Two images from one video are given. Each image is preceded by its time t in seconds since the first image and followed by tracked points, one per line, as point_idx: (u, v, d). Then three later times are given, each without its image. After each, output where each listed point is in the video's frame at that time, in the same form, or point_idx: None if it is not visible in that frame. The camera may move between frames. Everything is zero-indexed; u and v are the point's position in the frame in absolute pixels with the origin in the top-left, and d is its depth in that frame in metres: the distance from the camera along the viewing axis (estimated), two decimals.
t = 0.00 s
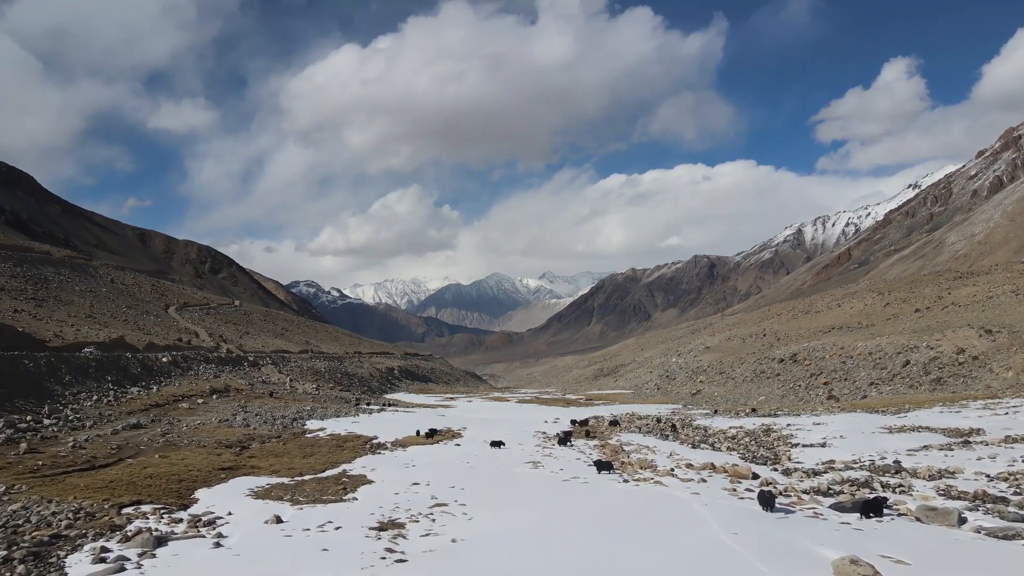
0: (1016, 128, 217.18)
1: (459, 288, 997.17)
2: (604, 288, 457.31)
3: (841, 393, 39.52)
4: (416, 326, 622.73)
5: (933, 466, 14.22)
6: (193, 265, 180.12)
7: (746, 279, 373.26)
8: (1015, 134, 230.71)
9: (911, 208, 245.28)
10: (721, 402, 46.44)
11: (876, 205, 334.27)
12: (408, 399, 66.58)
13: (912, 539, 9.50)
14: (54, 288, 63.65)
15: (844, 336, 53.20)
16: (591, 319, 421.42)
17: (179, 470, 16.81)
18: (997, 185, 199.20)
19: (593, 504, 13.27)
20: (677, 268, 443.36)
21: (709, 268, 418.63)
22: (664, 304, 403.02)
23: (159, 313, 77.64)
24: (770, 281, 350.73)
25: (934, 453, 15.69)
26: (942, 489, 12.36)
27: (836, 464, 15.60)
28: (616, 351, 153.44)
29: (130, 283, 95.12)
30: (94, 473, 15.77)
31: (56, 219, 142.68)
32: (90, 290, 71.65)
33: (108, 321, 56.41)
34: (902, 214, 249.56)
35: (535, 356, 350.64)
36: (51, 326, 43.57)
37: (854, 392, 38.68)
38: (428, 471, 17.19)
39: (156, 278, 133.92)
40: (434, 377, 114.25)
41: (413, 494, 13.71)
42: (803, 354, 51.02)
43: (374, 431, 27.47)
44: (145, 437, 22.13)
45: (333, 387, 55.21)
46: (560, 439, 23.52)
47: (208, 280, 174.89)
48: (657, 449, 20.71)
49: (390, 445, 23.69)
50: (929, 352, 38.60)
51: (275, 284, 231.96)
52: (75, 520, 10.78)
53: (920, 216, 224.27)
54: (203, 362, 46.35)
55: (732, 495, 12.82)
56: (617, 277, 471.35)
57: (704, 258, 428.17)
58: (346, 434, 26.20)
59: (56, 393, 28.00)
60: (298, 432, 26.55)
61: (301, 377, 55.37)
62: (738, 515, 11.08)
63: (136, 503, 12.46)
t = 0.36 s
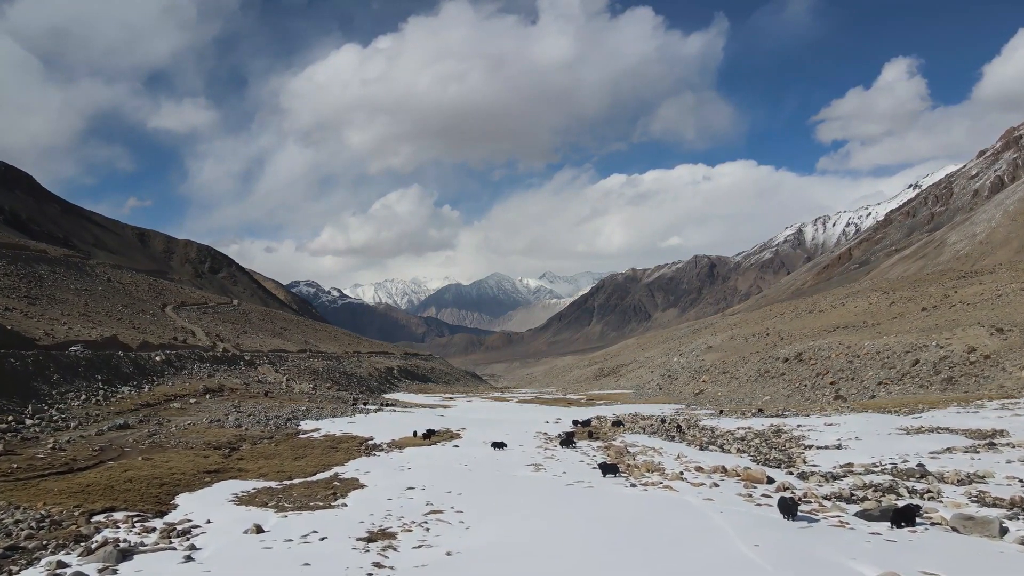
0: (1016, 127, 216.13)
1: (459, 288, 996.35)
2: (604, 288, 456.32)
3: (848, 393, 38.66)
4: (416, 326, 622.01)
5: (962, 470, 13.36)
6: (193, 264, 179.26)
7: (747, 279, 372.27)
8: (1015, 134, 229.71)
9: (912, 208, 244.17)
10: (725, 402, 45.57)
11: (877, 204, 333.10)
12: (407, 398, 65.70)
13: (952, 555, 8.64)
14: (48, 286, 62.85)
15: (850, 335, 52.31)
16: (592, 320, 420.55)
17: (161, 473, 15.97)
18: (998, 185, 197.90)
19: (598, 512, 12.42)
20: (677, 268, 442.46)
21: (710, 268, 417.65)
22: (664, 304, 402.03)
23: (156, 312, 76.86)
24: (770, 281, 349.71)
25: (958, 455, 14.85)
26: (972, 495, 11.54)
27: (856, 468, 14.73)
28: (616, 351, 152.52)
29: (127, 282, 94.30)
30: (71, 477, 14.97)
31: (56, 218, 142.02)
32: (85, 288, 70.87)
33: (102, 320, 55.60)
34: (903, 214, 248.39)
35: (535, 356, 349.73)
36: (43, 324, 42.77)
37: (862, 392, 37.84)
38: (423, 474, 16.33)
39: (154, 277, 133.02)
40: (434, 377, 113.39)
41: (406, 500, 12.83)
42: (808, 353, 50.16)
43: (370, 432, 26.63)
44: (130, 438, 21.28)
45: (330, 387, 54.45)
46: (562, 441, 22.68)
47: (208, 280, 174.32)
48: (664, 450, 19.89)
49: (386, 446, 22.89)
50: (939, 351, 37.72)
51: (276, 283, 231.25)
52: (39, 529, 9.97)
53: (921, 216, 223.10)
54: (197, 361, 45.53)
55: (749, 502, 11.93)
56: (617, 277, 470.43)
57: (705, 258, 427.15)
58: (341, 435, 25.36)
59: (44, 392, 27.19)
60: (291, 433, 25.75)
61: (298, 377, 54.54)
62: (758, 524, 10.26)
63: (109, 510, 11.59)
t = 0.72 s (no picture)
0: (1017, 127, 214.99)
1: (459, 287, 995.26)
2: (604, 287, 455.20)
3: (856, 393, 37.79)
4: (416, 326, 621.07)
5: (994, 475, 12.48)
6: (192, 264, 178.03)
7: (747, 279, 371.14)
8: (1016, 133, 228.62)
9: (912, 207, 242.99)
10: (729, 402, 44.68)
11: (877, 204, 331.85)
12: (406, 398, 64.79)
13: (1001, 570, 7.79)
14: (42, 284, 62.02)
15: (856, 334, 51.41)
16: (592, 320, 419.61)
17: (142, 476, 15.10)
18: (999, 185, 196.60)
19: (605, 521, 11.54)
20: (677, 268, 441.41)
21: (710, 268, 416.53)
22: (665, 304, 400.97)
23: (153, 310, 75.98)
24: (771, 281, 348.48)
25: (986, 458, 13.98)
26: (1011, 502, 10.65)
27: (878, 471, 13.88)
28: (617, 350, 151.62)
29: (124, 281, 93.48)
30: (45, 480, 14.13)
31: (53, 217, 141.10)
32: (80, 286, 70.01)
33: (96, 318, 54.77)
34: (904, 213, 247.19)
35: (535, 356, 348.74)
36: (33, 322, 41.90)
37: (870, 391, 36.98)
38: (419, 479, 15.41)
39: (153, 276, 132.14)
40: (434, 377, 112.44)
41: (400, 507, 11.94)
42: (814, 352, 49.28)
43: (366, 432, 25.73)
44: (115, 438, 20.42)
45: (328, 386, 53.60)
46: (564, 442, 21.81)
47: (208, 280, 173.45)
48: (671, 452, 19.02)
49: (381, 447, 22.03)
50: (948, 350, 36.84)
51: (275, 283, 230.40)
52: None
53: (922, 216, 221.84)
54: (192, 360, 44.66)
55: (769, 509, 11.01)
56: (617, 277, 469.36)
57: (705, 258, 426.08)
58: (335, 436, 24.43)
59: (28, 391, 26.33)
60: (284, 433, 24.90)
61: (295, 376, 53.70)
62: (781, 535, 9.41)
63: (77, 519, 10.75)
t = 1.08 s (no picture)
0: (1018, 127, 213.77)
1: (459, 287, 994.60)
2: (605, 288, 454.19)
3: (864, 392, 36.96)
4: (416, 326, 620.09)
5: None
6: (192, 263, 177.25)
7: (747, 278, 369.91)
8: (1017, 133, 227.44)
9: (913, 207, 241.85)
10: (734, 402, 43.84)
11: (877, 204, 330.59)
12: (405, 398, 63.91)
13: None
14: (36, 282, 61.17)
15: (862, 333, 50.51)
16: (592, 320, 418.63)
17: (120, 479, 14.27)
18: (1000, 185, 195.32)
19: (614, 530, 10.70)
20: (678, 269, 440.31)
21: (710, 269, 415.37)
22: (665, 304, 399.93)
23: (149, 309, 75.19)
24: (771, 281, 347.23)
25: (1017, 461, 13.14)
26: None
27: (902, 475, 13.02)
28: (618, 350, 150.78)
29: (121, 280, 92.61)
30: (17, 483, 13.32)
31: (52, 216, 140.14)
32: (76, 285, 69.21)
33: (90, 316, 53.94)
34: (906, 213, 245.99)
35: (535, 356, 347.63)
36: (24, 320, 41.14)
37: (879, 391, 36.14)
38: (415, 482, 14.59)
39: (151, 276, 131.31)
40: (434, 377, 111.58)
41: (391, 513, 11.09)
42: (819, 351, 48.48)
43: (361, 433, 24.91)
44: (97, 439, 19.55)
45: (325, 385, 52.77)
46: (566, 442, 20.98)
47: (207, 279, 172.52)
48: (679, 454, 18.17)
49: (377, 447, 21.28)
50: (959, 349, 35.99)
51: (275, 283, 229.56)
52: None
53: (923, 216, 220.69)
54: (186, 359, 43.81)
55: (790, 517, 10.21)
56: (618, 277, 468.31)
57: (705, 258, 425.09)
58: (329, 436, 23.60)
59: (14, 390, 25.48)
60: (277, 433, 24.09)
61: (292, 375, 52.91)
62: (810, 550, 8.54)
63: (40, 527, 9.93)
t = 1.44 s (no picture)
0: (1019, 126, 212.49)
1: (459, 287, 993.66)
2: (605, 288, 453.03)
3: (872, 391, 36.13)
4: (416, 326, 619.05)
5: None
6: (191, 262, 176.15)
7: (748, 278, 368.85)
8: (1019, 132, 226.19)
9: (914, 207, 240.74)
10: (738, 402, 43.02)
11: (878, 204, 329.24)
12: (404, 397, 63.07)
13: None
14: (29, 280, 60.27)
15: (868, 331, 49.60)
16: (592, 320, 417.62)
17: (95, 481, 13.40)
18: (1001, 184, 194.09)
19: (623, 537, 9.89)
20: (678, 269, 439.28)
21: (711, 268, 414.21)
22: (665, 303, 399.00)
23: (145, 308, 74.27)
24: (772, 281, 345.99)
25: None
26: None
27: (929, 477, 12.16)
28: (618, 349, 149.94)
29: (118, 278, 91.74)
30: None
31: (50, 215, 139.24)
32: (70, 282, 68.32)
33: (83, 314, 53.09)
34: (907, 212, 244.85)
35: (534, 356, 346.63)
36: (13, 317, 40.27)
37: (887, 390, 35.33)
38: (409, 484, 13.74)
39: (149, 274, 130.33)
40: (433, 376, 110.66)
41: (382, 519, 10.23)
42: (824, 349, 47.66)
43: (356, 433, 24.02)
44: (78, 438, 18.70)
45: (322, 384, 51.95)
46: (569, 442, 20.08)
47: (206, 279, 171.60)
48: (687, 454, 17.27)
49: (372, 447, 20.42)
50: (970, 346, 35.14)
51: (275, 283, 228.62)
52: None
53: (923, 216, 219.27)
54: (179, 357, 42.97)
55: (817, 523, 9.35)
56: (618, 277, 467.32)
57: (705, 258, 423.93)
58: (323, 437, 22.71)
59: None
60: (268, 433, 23.25)
61: (289, 374, 52.09)
62: (842, 562, 7.71)
63: None
